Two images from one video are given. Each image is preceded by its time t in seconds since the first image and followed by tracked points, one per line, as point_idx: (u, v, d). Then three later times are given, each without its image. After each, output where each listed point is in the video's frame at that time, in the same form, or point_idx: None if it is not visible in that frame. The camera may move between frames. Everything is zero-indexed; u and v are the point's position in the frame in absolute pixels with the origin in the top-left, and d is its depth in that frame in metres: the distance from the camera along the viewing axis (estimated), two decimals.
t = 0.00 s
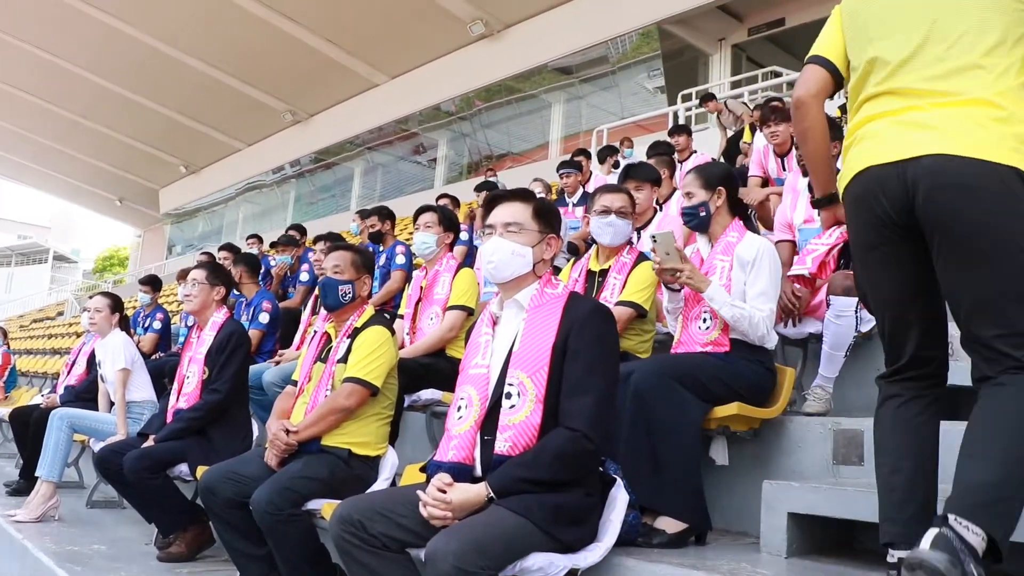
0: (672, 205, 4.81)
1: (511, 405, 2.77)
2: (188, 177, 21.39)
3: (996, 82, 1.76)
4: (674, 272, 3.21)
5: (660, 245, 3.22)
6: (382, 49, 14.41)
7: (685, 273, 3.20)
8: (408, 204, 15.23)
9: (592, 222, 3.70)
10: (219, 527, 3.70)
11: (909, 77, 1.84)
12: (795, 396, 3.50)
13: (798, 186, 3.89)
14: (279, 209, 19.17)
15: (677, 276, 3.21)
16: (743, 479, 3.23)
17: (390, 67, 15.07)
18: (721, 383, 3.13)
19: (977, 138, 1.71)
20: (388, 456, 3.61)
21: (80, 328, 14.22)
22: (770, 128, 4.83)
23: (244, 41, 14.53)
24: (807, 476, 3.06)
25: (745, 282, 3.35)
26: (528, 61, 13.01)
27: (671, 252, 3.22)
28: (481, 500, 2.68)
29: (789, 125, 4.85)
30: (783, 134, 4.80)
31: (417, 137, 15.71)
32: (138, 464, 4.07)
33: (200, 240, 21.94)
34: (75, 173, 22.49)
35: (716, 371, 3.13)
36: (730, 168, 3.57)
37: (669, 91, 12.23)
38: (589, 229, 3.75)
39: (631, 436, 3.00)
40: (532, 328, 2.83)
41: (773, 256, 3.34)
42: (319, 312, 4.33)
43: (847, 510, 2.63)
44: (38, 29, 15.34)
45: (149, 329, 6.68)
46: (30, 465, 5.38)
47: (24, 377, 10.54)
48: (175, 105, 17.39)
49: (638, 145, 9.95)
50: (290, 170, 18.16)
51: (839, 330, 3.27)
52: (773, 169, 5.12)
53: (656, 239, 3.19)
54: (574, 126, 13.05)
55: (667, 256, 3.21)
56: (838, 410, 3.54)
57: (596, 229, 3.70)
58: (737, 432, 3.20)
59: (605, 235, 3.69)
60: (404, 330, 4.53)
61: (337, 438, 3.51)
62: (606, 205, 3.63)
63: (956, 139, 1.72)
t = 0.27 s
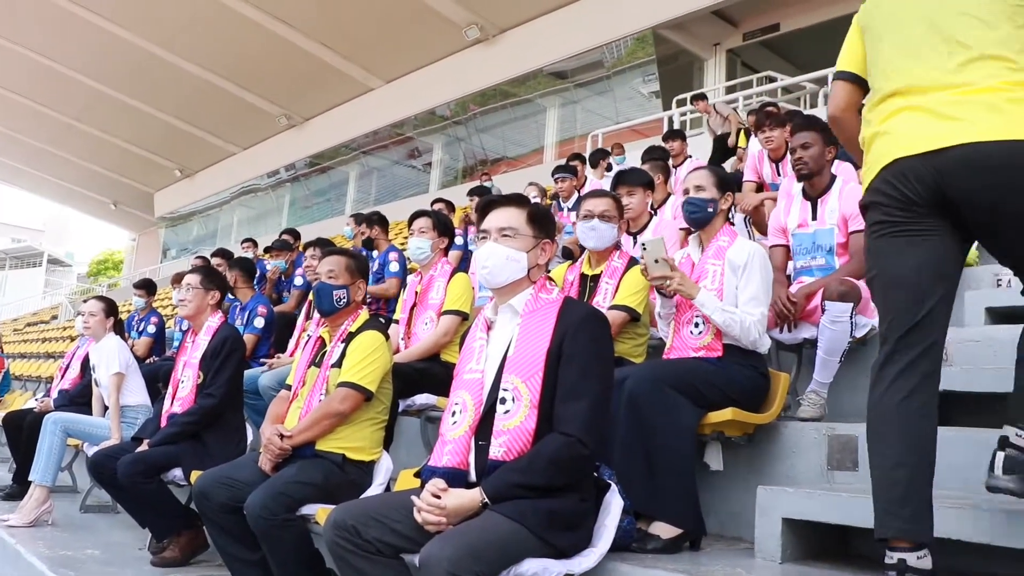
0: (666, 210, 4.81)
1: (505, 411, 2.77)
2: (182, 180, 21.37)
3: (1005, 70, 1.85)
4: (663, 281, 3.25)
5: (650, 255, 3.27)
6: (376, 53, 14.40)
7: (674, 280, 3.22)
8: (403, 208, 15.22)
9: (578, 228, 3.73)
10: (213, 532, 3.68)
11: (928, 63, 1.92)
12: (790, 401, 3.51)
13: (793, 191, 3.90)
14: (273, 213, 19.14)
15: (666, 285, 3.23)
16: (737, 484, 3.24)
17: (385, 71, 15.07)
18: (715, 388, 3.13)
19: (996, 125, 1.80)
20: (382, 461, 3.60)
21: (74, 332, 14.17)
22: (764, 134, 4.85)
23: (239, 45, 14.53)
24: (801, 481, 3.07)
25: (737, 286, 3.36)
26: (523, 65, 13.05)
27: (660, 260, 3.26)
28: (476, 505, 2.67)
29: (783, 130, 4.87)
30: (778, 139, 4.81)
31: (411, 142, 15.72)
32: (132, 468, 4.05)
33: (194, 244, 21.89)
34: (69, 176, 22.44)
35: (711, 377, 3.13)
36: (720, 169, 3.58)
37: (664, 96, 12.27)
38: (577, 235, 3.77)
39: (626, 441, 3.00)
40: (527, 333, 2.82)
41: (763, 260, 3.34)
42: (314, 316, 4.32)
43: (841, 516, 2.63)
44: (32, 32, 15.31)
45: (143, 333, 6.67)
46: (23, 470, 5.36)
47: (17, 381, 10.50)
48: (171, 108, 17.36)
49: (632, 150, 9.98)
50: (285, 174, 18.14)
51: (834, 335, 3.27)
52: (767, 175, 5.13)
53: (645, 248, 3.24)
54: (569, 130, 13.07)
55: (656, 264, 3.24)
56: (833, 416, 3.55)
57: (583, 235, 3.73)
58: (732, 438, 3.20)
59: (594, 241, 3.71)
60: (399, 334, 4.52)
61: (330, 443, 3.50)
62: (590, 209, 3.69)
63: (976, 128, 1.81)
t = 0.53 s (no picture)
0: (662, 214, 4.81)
1: (500, 415, 2.76)
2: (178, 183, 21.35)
3: None
4: (664, 283, 3.24)
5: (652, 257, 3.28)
6: (373, 57, 14.44)
7: (676, 283, 3.22)
8: (399, 212, 15.21)
9: (575, 232, 3.72)
10: (208, 536, 3.67)
11: (962, 69, 2.04)
12: (785, 406, 3.50)
13: (787, 197, 3.90)
14: (269, 216, 19.13)
15: (668, 286, 3.23)
16: (733, 489, 3.23)
17: (381, 75, 15.10)
18: (711, 393, 3.13)
19: None
20: (377, 466, 3.59)
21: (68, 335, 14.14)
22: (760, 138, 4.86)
23: (235, 47, 14.53)
24: (796, 486, 3.06)
25: (737, 292, 3.35)
26: (520, 69, 13.09)
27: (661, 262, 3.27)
28: (470, 509, 2.66)
29: (779, 134, 4.88)
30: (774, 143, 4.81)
31: (408, 145, 15.71)
32: (126, 472, 4.04)
33: (191, 247, 21.86)
34: (65, 179, 22.42)
35: (706, 382, 3.13)
36: (719, 174, 3.57)
37: (660, 101, 12.30)
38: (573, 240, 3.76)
39: (621, 446, 2.99)
40: (522, 337, 2.82)
41: (765, 266, 3.34)
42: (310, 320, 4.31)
43: (836, 521, 2.63)
44: (28, 34, 15.30)
45: (138, 337, 6.66)
46: (17, 473, 5.34)
47: (11, 385, 10.46)
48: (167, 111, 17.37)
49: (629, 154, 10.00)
50: (281, 177, 18.14)
51: (829, 340, 3.27)
52: (762, 179, 5.14)
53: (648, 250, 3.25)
54: (565, 134, 13.07)
55: (658, 266, 3.25)
56: (828, 421, 3.55)
57: (579, 238, 3.72)
58: (727, 443, 3.19)
59: (591, 244, 3.70)
60: (394, 338, 4.51)
61: (326, 447, 3.49)
62: (586, 212, 3.69)
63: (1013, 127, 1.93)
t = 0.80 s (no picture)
0: (656, 216, 4.80)
1: (495, 419, 2.75)
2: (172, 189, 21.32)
3: None
4: (662, 285, 3.25)
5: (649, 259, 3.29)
6: (368, 61, 14.43)
7: (674, 284, 3.21)
8: (393, 216, 15.21)
9: (568, 235, 3.72)
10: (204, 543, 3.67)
11: (983, 53, 2.27)
12: (780, 408, 3.50)
13: (781, 198, 3.89)
14: (264, 221, 19.10)
15: (665, 288, 3.23)
16: (728, 491, 3.23)
17: (375, 79, 15.12)
18: (705, 395, 3.12)
19: None
20: (372, 471, 3.59)
21: (62, 341, 14.09)
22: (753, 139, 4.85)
23: (229, 52, 14.53)
24: (791, 488, 3.06)
25: (734, 294, 3.35)
26: (514, 73, 13.15)
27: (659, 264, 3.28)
28: (466, 514, 2.65)
29: (772, 137, 4.89)
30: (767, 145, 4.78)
31: (402, 149, 15.71)
32: (120, 479, 4.03)
33: (184, 253, 21.77)
34: (58, 185, 22.38)
35: (700, 385, 3.13)
36: (716, 177, 3.56)
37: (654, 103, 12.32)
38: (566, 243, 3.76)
39: (616, 449, 2.98)
40: (516, 341, 2.80)
41: (761, 269, 3.35)
42: (304, 325, 4.29)
43: (831, 522, 2.63)
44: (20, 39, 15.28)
45: (132, 343, 6.65)
46: (10, 481, 5.32)
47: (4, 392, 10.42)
48: (161, 116, 17.35)
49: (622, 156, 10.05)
50: (276, 181, 18.12)
51: (822, 342, 3.27)
52: (757, 181, 5.15)
53: (646, 252, 3.26)
54: (558, 137, 13.02)
55: (655, 268, 3.26)
56: (822, 421, 3.56)
57: (572, 242, 3.71)
58: (722, 445, 3.19)
59: (584, 247, 3.70)
60: (388, 343, 4.49)
61: (320, 452, 3.48)
62: (579, 215, 3.67)
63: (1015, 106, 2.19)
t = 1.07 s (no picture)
0: (643, 224, 4.81)
1: (479, 427, 2.74)
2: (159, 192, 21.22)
3: None
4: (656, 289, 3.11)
5: (641, 261, 3.13)
6: (357, 66, 14.44)
7: (667, 289, 3.11)
8: (381, 221, 15.19)
9: (553, 241, 3.72)
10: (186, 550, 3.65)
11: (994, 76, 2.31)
12: (764, 416, 3.50)
13: (767, 207, 3.91)
14: (251, 225, 19.04)
15: (659, 292, 3.11)
16: (712, 499, 3.23)
17: (364, 84, 15.12)
18: (690, 403, 3.12)
19: None
20: (357, 477, 3.57)
21: (46, 344, 13.98)
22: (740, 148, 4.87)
23: (218, 55, 14.48)
24: (775, 496, 3.06)
25: (720, 303, 3.36)
26: (502, 79, 13.15)
27: (652, 267, 3.13)
28: (449, 521, 2.64)
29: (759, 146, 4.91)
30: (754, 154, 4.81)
31: (390, 155, 15.71)
32: (103, 484, 4.00)
33: (170, 256, 21.51)
34: (44, 187, 22.24)
35: (685, 394, 3.13)
36: (704, 187, 3.56)
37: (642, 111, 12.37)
38: (551, 248, 3.77)
39: (600, 457, 2.98)
40: (501, 348, 2.80)
41: (748, 278, 3.35)
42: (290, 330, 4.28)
43: (813, 531, 2.63)
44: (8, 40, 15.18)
45: (116, 346, 6.62)
46: None
47: None
48: (150, 118, 17.29)
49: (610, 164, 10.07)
50: (263, 186, 18.07)
51: (807, 351, 3.28)
52: (743, 190, 5.17)
53: (638, 254, 3.10)
54: (547, 144, 13.14)
55: (649, 271, 3.11)
56: (806, 430, 3.57)
57: (558, 248, 3.72)
58: (707, 453, 3.19)
59: (570, 254, 3.72)
60: (374, 349, 4.48)
61: (305, 458, 3.46)
62: (565, 222, 3.69)
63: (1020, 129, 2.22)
